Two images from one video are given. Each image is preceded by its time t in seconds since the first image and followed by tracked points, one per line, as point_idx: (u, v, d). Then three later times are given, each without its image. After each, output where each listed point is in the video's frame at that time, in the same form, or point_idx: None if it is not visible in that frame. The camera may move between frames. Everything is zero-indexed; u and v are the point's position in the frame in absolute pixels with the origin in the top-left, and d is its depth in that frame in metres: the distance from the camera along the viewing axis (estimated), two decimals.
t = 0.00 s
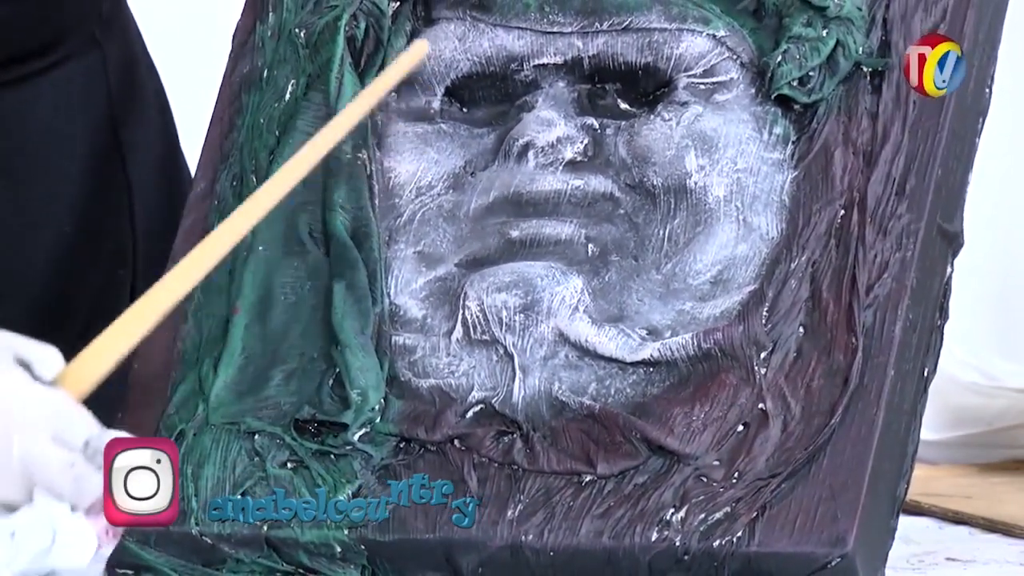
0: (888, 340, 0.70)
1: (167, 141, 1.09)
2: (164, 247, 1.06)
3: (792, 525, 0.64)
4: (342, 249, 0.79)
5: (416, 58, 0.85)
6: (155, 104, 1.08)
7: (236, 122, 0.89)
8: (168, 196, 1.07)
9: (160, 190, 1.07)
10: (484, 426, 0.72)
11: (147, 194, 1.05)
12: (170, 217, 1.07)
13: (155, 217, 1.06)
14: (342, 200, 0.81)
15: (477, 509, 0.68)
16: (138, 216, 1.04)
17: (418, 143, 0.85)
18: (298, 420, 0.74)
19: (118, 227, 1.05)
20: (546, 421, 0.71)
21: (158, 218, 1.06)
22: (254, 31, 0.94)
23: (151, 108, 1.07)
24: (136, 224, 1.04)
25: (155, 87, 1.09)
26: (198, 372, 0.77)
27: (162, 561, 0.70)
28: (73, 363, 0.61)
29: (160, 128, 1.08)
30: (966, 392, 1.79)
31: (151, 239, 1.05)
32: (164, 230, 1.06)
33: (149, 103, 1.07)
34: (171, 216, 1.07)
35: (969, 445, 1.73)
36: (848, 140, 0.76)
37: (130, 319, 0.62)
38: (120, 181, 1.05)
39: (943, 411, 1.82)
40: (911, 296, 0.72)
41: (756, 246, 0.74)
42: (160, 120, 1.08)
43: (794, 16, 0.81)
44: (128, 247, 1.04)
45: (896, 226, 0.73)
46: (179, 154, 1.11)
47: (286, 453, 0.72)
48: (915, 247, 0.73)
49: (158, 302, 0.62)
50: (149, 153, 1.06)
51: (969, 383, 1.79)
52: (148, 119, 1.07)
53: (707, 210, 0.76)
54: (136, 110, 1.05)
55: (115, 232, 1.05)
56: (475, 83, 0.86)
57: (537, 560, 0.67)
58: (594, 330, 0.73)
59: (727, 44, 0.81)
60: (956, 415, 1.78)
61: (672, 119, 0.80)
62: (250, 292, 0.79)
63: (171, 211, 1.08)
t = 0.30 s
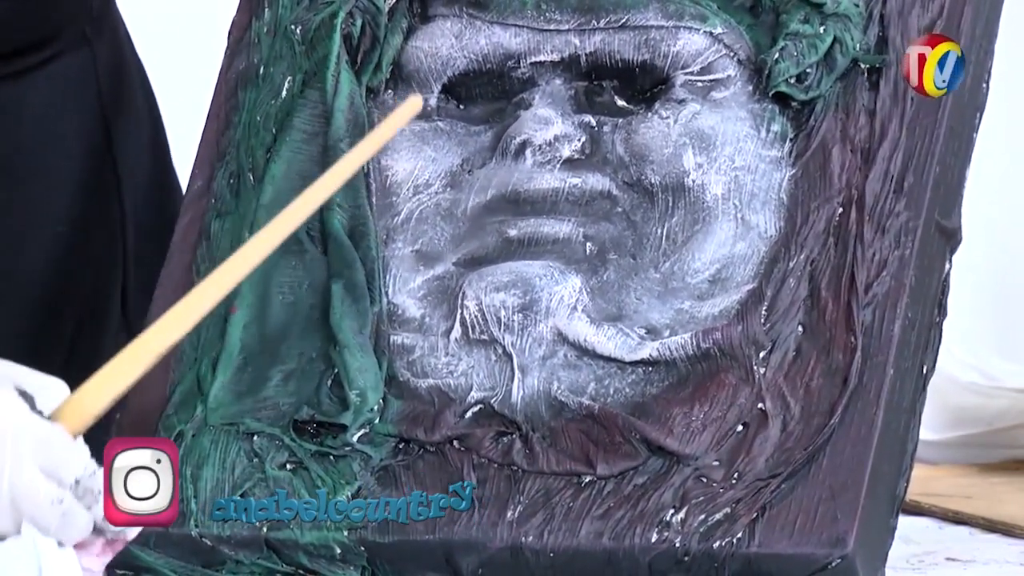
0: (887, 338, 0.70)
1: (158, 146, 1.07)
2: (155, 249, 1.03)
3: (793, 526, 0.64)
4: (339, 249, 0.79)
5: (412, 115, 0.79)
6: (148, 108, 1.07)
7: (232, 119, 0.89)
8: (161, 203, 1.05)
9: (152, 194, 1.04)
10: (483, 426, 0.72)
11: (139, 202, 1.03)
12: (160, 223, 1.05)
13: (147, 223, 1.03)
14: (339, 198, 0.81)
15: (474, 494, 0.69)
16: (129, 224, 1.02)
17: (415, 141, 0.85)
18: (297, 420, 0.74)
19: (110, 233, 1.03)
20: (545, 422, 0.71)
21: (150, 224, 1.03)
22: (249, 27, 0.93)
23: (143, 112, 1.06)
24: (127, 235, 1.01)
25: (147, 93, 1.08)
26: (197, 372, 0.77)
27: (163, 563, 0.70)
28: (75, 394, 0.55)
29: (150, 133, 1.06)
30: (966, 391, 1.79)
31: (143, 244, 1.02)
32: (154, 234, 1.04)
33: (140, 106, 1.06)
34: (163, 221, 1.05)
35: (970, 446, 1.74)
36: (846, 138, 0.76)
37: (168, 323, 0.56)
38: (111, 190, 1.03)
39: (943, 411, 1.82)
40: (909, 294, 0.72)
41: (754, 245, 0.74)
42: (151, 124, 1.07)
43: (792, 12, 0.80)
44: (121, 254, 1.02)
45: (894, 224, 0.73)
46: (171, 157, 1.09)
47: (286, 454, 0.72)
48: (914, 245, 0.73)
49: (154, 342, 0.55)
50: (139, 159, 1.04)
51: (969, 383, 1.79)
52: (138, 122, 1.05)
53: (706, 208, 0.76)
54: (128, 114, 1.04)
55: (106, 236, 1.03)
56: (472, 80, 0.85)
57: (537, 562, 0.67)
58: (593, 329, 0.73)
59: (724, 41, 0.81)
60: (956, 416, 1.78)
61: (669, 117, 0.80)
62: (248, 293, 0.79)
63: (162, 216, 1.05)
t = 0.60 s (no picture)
0: (887, 338, 0.70)
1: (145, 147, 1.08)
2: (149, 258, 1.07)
3: (793, 526, 0.64)
4: (338, 248, 0.79)
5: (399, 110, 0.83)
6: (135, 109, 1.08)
7: (231, 118, 0.89)
8: (150, 207, 1.07)
9: (142, 198, 1.06)
10: (483, 427, 0.72)
11: (131, 206, 1.05)
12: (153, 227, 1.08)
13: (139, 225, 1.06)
14: (339, 198, 0.81)
15: (474, 510, 0.68)
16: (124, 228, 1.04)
17: (414, 140, 0.85)
18: (298, 420, 0.74)
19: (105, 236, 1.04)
20: (546, 422, 0.71)
21: (144, 227, 1.06)
22: (247, 26, 0.93)
23: (131, 114, 1.07)
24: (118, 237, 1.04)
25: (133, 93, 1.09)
26: (197, 373, 0.77)
27: (162, 563, 0.70)
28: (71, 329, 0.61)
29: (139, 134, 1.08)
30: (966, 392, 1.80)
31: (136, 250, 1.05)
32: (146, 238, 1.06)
33: (129, 109, 1.07)
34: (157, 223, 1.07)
35: (970, 446, 1.74)
36: (845, 136, 0.76)
37: (124, 284, 0.62)
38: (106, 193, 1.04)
39: (943, 410, 1.82)
40: (909, 294, 0.72)
41: (754, 244, 0.74)
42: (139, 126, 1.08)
43: (790, 10, 0.80)
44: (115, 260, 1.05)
45: (893, 223, 0.73)
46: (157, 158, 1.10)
47: (286, 454, 0.72)
48: (913, 244, 0.73)
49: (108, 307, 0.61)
50: (129, 161, 1.05)
51: (969, 383, 1.79)
52: (127, 124, 1.06)
53: (705, 208, 0.76)
54: (119, 116, 1.05)
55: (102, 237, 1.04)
56: (471, 80, 0.85)
57: (538, 562, 0.67)
58: (593, 329, 0.73)
59: (723, 40, 0.81)
60: (956, 416, 1.78)
61: (668, 116, 0.80)
62: (247, 293, 0.79)
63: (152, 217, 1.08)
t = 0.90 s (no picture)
0: (887, 339, 0.70)
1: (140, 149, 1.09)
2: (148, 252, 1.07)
3: (793, 527, 0.64)
4: (337, 246, 0.79)
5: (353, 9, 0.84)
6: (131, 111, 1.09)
7: (231, 117, 0.89)
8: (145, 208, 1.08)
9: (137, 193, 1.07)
10: (482, 427, 0.72)
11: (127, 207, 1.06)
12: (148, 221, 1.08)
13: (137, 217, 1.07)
14: (337, 198, 0.81)
15: (473, 511, 0.68)
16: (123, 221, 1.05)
17: (413, 140, 0.85)
18: (297, 420, 0.74)
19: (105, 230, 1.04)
20: (545, 422, 0.71)
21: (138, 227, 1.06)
22: (246, 24, 0.93)
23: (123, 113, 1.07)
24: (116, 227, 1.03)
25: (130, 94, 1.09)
26: (196, 373, 0.77)
27: (162, 563, 0.71)
28: (71, 300, 0.70)
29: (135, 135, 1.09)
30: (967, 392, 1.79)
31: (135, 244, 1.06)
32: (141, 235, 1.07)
33: (126, 110, 1.07)
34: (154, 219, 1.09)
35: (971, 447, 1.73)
36: (844, 136, 0.76)
37: (134, 240, 0.72)
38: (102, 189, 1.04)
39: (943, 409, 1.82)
40: (909, 293, 0.72)
41: (754, 244, 0.74)
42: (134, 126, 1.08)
43: (789, 10, 0.80)
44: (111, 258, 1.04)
45: (893, 222, 0.73)
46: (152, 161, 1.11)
47: (285, 455, 0.72)
48: (913, 244, 0.73)
49: (161, 223, 0.73)
50: (126, 161, 1.06)
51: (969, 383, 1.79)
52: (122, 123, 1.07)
53: (705, 208, 0.76)
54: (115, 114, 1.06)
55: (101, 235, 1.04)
56: (470, 79, 0.85)
57: (539, 562, 0.67)
58: (592, 329, 0.73)
59: (722, 40, 0.80)
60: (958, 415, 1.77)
61: (668, 116, 0.79)
62: (246, 292, 0.78)
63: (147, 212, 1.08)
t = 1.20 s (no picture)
0: (887, 339, 0.69)
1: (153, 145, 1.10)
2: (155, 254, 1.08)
3: (793, 527, 0.64)
4: (337, 245, 0.79)
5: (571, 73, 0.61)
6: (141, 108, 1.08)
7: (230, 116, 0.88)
8: (156, 199, 1.08)
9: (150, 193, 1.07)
10: (482, 427, 0.72)
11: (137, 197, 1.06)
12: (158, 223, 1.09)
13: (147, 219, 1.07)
14: (337, 197, 0.81)
15: (474, 493, 0.69)
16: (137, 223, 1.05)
17: (413, 139, 0.85)
18: (298, 420, 0.74)
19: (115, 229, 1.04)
20: (545, 422, 0.71)
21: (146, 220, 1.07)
22: (246, 23, 0.93)
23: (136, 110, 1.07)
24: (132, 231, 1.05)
25: (141, 90, 1.09)
26: (196, 373, 0.77)
27: (162, 563, 0.71)
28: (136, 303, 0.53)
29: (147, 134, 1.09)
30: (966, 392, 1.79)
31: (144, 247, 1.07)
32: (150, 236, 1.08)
33: (137, 107, 1.07)
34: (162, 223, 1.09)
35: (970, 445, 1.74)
36: (844, 135, 0.76)
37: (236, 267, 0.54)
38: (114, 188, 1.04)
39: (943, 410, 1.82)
40: (909, 293, 0.72)
41: (753, 244, 0.74)
42: (148, 124, 1.08)
43: (789, 9, 0.80)
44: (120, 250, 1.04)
45: (893, 222, 0.73)
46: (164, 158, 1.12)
47: (286, 455, 0.73)
48: (913, 243, 0.73)
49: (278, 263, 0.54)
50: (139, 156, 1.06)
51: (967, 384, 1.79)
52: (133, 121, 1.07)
53: (705, 207, 0.76)
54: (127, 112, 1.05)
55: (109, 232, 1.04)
56: (470, 78, 0.85)
57: (539, 562, 0.67)
58: (593, 329, 0.73)
59: (722, 39, 0.80)
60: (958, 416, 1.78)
61: (668, 115, 0.79)
62: (246, 292, 0.78)
63: (156, 212, 1.09)
